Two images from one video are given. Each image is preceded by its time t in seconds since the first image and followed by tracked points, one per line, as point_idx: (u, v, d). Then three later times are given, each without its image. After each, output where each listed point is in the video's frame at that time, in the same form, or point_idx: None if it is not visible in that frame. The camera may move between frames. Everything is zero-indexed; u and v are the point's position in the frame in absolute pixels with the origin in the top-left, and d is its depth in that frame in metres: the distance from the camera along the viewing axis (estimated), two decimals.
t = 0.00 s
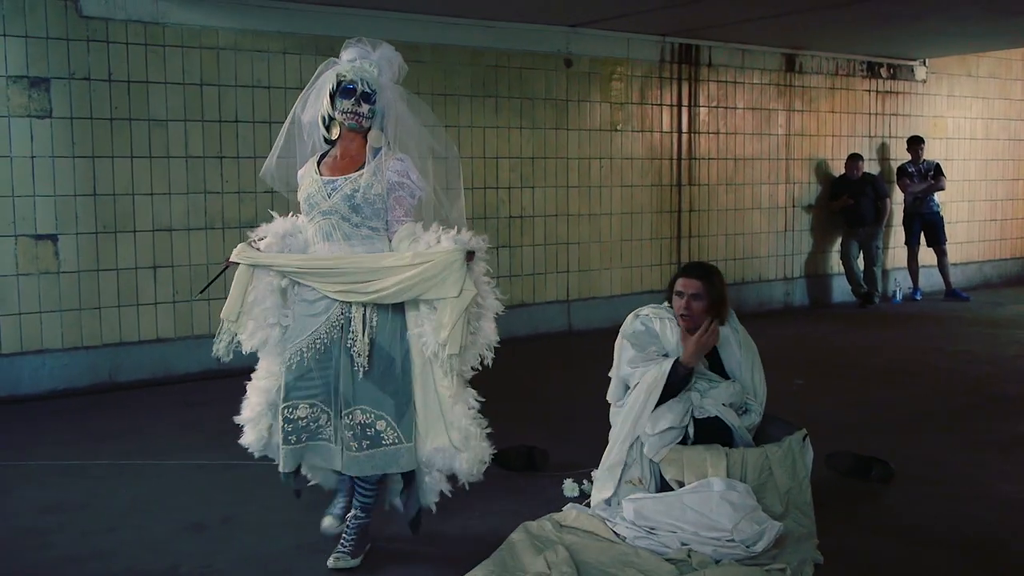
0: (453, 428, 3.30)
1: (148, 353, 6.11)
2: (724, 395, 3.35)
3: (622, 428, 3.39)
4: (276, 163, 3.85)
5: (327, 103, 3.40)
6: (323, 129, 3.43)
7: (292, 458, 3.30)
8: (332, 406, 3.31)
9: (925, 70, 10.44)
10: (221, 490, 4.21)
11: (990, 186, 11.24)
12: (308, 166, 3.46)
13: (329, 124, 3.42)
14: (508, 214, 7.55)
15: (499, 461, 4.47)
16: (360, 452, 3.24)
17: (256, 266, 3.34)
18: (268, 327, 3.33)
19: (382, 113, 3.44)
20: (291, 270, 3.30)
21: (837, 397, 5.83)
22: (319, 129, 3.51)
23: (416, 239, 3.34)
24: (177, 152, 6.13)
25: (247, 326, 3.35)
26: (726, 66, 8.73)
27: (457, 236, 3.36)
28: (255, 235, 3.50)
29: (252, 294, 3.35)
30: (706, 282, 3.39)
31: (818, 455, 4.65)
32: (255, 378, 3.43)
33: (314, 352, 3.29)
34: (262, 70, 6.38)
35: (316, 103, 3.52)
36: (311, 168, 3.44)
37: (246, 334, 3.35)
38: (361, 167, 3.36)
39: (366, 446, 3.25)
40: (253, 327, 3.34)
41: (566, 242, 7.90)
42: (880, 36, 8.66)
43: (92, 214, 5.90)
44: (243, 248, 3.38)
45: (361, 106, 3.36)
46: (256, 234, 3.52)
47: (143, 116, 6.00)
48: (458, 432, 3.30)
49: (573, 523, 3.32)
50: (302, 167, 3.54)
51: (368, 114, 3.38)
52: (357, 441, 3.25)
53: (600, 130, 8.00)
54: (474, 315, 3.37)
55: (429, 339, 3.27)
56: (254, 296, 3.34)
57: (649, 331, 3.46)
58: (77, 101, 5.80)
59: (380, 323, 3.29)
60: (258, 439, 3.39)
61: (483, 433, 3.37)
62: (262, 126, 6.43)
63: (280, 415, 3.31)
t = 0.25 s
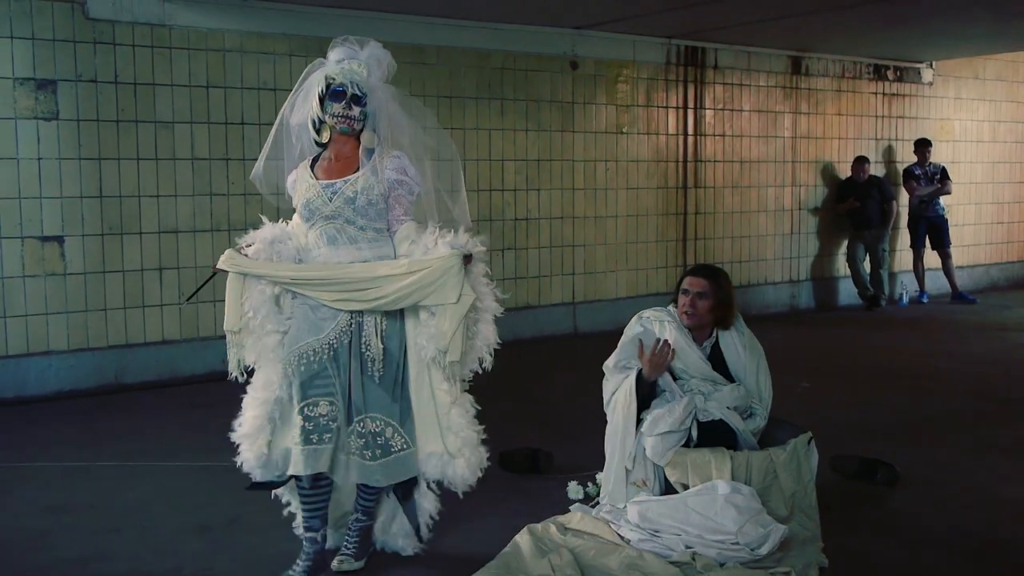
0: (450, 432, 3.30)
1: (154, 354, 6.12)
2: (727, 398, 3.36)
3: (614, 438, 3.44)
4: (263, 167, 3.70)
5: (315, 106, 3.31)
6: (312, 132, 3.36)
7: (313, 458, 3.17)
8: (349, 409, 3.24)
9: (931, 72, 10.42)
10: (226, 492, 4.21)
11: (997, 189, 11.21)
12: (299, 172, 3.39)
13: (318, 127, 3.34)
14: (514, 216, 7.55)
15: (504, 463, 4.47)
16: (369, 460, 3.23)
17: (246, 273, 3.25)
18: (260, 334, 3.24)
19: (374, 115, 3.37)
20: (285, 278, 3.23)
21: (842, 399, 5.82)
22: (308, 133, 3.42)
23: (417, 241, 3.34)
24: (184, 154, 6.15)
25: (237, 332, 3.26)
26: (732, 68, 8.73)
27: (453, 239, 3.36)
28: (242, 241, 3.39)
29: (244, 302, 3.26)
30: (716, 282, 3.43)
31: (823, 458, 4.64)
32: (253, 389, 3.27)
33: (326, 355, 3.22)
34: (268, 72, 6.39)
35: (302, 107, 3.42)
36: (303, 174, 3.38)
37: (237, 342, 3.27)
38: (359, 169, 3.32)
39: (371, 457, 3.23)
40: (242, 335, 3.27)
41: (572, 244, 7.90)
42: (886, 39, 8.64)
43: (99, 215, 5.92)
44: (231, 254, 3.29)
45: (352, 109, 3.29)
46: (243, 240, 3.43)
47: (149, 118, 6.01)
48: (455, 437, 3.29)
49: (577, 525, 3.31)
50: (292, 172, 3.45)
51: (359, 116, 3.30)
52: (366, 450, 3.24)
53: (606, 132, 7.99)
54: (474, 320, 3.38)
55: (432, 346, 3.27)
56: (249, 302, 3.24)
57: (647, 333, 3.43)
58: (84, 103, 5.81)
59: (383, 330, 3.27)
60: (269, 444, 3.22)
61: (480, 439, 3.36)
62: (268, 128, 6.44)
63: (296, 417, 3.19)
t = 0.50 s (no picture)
0: (429, 438, 3.30)
1: (160, 353, 6.13)
2: (730, 396, 3.35)
3: (620, 438, 3.42)
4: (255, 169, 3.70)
5: (310, 109, 3.28)
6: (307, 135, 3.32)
7: (338, 467, 3.16)
8: (364, 414, 3.22)
9: (938, 71, 10.39)
10: (230, 490, 4.22)
11: (1004, 188, 11.18)
12: (295, 176, 3.35)
13: (314, 129, 3.30)
14: (519, 216, 7.55)
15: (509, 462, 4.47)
16: (382, 463, 3.21)
17: (239, 273, 3.16)
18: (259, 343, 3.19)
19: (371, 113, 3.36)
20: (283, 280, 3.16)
21: (848, 399, 5.80)
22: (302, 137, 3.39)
23: (425, 241, 3.31)
24: (190, 153, 6.16)
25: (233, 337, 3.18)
26: (738, 67, 8.71)
27: (463, 241, 3.36)
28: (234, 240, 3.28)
29: (238, 303, 3.16)
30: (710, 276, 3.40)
31: (828, 458, 4.63)
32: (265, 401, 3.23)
33: (337, 361, 3.19)
34: (274, 71, 6.40)
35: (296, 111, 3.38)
36: (299, 178, 3.33)
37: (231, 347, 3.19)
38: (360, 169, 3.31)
39: (380, 458, 3.22)
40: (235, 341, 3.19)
41: (578, 243, 7.90)
42: (893, 38, 8.62)
43: (105, 214, 5.93)
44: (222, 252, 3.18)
45: (349, 110, 3.26)
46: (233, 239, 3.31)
47: (155, 117, 6.03)
48: (434, 444, 3.30)
49: (581, 524, 3.31)
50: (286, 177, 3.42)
51: (356, 117, 3.28)
52: (379, 453, 3.22)
53: (612, 131, 7.99)
54: (478, 321, 3.37)
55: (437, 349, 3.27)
56: (245, 306, 3.16)
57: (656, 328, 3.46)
58: (90, 102, 5.83)
59: (390, 331, 3.27)
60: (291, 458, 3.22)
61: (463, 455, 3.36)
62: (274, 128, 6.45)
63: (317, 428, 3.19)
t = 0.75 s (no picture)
0: (431, 442, 3.28)
1: (166, 353, 6.15)
2: (738, 400, 3.35)
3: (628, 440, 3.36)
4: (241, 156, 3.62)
5: (318, 108, 3.25)
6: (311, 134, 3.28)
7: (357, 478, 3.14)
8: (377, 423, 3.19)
9: (944, 72, 10.37)
10: (236, 490, 4.23)
11: (1010, 189, 11.16)
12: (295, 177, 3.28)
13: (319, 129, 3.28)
14: (524, 216, 7.55)
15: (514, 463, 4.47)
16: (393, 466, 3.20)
17: (231, 272, 3.18)
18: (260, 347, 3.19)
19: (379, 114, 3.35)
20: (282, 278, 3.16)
21: (853, 400, 5.79)
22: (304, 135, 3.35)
23: (436, 244, 3.31)
24: (196, 153, 6.17)
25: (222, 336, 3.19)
26: (744, 67, 8.71)
27: (476, 241, 3.37)
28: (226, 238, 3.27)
29: (227, 301, 3.18)
30: (716, 275, 3.46)
31: (834, 459, 4.62)
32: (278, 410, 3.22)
33: (349, 368, 3.14)
34: (280, 71, 6.41)
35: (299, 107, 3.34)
36: (299, 180, 3.26)
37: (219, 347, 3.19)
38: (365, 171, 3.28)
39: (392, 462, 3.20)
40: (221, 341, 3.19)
41: (583, 243, 7.90)
42: (899, 38, 8.60)
43: (111, 215, 5.94)
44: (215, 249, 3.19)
45: (362, 113, 3.24)
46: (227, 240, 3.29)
47: (161, 118, 6.03)
48: (433, 451, 3.28)
49: (587, 525, 3.31)
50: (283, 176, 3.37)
51: (366, 119, 3.26)
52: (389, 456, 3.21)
53: (617, 132, 7.98)
54: (490, 324, 3.33)
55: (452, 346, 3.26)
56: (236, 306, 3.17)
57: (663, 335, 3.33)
58: (97, 102, 5.84)
59: (400, 333, 3.25)
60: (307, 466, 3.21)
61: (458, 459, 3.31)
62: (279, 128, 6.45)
63: (333, 440, 3.15)
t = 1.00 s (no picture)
0: (449, 442, 3.30)
1: (170, 354, 6.15)
2: (742, 399, 3.33)
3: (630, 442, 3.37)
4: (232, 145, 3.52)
5: (336, 103, 3.11)
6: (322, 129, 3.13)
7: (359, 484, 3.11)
8: (381, 426, 3.16)
9: (948, 71, 10.36)
10: (240, 491, 4.23)
11: (1015, 188, 11.14)
12: (298, 173, 3.18)
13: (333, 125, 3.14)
14: (528, 216, 7.55)
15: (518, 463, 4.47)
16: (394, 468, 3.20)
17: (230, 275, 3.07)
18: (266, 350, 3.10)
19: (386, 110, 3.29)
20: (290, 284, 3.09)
21: (858, 400, 5.79)
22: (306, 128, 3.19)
23: (447, 244, 3.31)
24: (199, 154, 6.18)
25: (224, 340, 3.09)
26: (747, 67, 8.70)
27: (488, 241, 3.36)
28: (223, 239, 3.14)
29: (230, 304, 3.08)
30: (718, 278, 3.42)
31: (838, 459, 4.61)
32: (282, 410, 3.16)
33: (358, 371, 3.11)
34: (284, 72, 6.42)
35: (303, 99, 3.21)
36: (302, 177, 3.17)
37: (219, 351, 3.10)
38: (372, 169, 3.22)
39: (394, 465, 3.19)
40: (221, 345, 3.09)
41: (587, 244, 7.90)
42: (903, 37, 8.59)
43: (115, 216, 5.95)
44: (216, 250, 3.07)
45: (378, 111, 3.19)
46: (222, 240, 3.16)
47: (165, 119, 6.04)
48: (452, 450, 3.30)
49: (591, 525, 3.30)
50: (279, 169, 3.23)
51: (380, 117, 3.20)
52: (393, 460, 3.19)
53: (620, 132, 7.98)
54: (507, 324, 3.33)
55: (469, 348, 3.28)
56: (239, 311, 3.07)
57: (664, 339, 3.39)
58: (101, 104, 5.85)
59: (411, 335, 3.25)
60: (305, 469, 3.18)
61: (476, 459, 3.33)
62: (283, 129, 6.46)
63: (336, 444, 3.11)
